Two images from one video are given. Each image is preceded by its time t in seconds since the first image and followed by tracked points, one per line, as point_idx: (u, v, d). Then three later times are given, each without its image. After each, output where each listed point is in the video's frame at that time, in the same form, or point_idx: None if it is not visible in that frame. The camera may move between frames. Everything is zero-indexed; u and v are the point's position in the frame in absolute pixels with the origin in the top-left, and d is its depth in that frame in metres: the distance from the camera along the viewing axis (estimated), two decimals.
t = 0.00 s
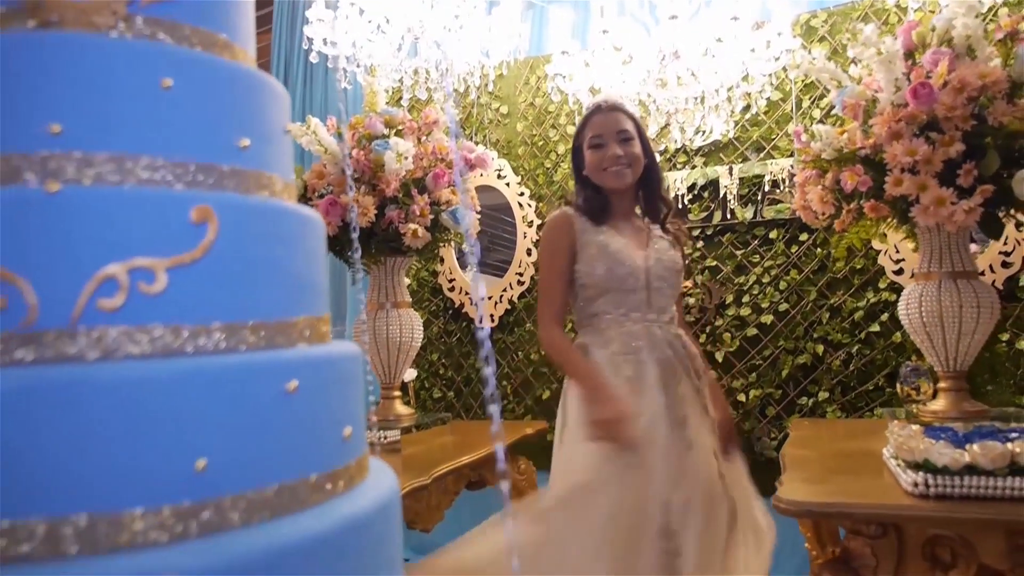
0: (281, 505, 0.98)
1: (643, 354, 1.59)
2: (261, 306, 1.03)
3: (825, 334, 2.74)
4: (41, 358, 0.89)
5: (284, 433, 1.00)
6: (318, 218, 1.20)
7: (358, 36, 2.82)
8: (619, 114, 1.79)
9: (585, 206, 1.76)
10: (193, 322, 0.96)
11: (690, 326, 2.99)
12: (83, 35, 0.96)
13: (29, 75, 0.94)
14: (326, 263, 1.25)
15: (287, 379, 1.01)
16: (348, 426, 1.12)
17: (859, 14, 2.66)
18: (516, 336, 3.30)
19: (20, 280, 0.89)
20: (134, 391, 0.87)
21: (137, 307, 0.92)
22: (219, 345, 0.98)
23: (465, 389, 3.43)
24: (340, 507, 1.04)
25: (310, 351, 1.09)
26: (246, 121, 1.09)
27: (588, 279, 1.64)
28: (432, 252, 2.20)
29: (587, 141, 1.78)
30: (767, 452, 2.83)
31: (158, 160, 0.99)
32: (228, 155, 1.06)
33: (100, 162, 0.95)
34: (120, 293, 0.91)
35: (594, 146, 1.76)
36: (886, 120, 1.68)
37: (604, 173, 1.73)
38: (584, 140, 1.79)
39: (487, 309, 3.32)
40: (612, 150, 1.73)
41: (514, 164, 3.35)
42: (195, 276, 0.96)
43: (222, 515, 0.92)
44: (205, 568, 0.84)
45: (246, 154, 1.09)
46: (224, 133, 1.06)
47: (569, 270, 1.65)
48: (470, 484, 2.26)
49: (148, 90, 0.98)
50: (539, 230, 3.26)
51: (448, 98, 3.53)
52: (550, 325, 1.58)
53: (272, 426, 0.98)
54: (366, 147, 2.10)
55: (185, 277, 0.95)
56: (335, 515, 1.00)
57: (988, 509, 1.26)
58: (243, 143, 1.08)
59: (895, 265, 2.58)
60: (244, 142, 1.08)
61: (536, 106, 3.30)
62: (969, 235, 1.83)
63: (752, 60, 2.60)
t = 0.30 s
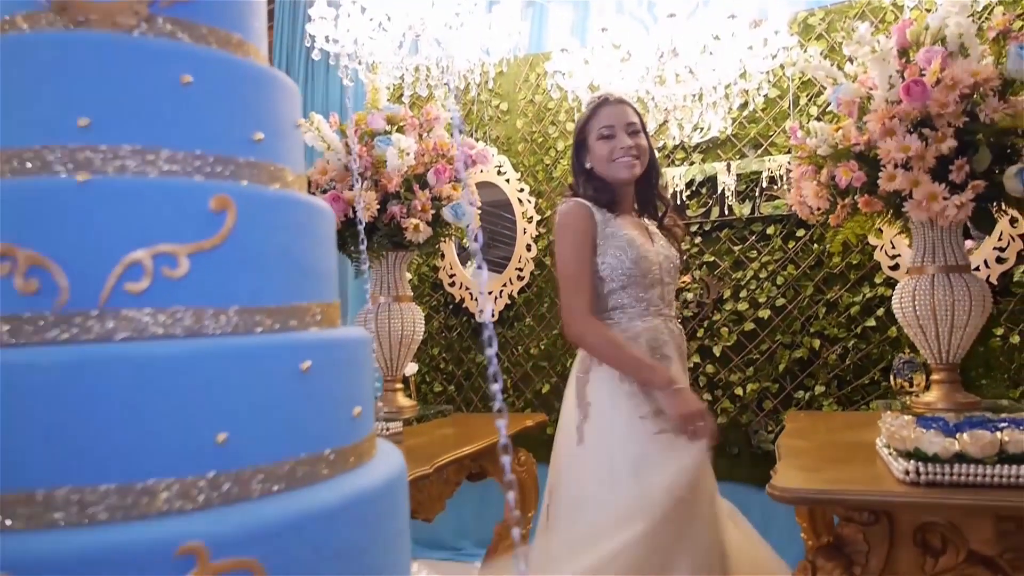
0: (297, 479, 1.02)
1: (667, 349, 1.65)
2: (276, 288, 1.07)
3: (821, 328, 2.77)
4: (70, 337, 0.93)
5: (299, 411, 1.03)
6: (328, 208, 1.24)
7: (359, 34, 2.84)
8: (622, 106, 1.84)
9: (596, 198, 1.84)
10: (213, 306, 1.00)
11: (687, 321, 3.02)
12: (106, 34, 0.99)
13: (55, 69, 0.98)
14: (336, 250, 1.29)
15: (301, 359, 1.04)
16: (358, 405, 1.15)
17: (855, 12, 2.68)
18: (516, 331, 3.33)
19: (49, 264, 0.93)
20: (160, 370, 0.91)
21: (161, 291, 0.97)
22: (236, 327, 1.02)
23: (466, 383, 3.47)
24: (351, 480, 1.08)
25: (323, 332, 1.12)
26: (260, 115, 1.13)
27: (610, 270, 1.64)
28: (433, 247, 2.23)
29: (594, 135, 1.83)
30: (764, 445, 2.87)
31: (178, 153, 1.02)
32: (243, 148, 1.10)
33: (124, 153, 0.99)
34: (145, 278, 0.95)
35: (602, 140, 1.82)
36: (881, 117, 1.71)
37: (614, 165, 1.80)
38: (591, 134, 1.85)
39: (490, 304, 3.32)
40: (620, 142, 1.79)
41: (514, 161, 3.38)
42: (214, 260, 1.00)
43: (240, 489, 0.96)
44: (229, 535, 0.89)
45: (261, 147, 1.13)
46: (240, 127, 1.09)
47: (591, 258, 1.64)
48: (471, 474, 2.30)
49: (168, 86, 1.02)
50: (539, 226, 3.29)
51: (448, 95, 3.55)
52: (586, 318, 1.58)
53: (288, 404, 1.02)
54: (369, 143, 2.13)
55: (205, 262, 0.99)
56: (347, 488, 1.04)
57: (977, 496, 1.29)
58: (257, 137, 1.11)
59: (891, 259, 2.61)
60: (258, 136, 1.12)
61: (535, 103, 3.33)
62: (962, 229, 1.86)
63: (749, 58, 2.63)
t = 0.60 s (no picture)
0: (311, 462, 1.05)
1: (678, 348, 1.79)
2: (289, 279, 1.09)
3: (818, 324, 2.80)
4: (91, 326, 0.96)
5: (312, 399, 1.05)
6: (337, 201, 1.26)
7: (360, 32, 2.85)
8: (626, 105, 1.91)
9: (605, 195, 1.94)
10: (230, 296, 1.03)
11: (685, 317, 3.05)
12: (126, 35, 1.02)
13: (79, 69, 1.01)
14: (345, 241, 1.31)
15: (315, 348, 1.06)
16: (367, 392, 1.17)
17: (852, 11, 2.71)
18: (516, 327, 3.36)
19: (74, 256, 0.95)
20: (181, 358, 0.94)
21: (181, 282, 0.99)
22: (251, 316, 1.04)
23: (466, 378, 3.50)
24: (363, 462, 1.11)
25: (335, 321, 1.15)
26: (273, 113, 1.15)
27: (628, 271, 1.75)
28: (434, 243, 2.25)
29: (600, 133, 1.90)
30: (761, 440, 2.89)
31: (194, 150, 1.05)
32: (256, 146, 1.12)
33: (144, 150, 1.02)
34: (165, 270, 0.98)
35: (608, 138, 1.89)
36: (876, 115, 1.74)
37: (621, 163, 1.88)
38: (596, 131, 1.91)
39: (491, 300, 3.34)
40: (628, 141, 1.87)
41: (513, 158, 3.41)
42: (230, 251, 1.03)
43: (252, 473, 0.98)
44: (247, 513, 0.93)
45: (274, 144, 1.15)
46: (253, 124, 1.12)
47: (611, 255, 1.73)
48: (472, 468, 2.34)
49: (186, 85, 1.05)
50: (538, 223, 3.32)
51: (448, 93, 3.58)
52: (610, 319, 1.68)
53: (303, 392, 1.04)
54: (371, 141, 2.15)
55: (222, 254, 1.02)
56: (361, 470, 1.07)
57: (969, 487, 1.32)
58: (270, 134, 1.14)
59: (886, 256, 2.62)
60: (271, 133, 1.14)
61: (535, 101, 3.36)
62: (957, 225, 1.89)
63: (746, 57, 2.67)
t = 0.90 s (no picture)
0: (328, 446, 1.07)
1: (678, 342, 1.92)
2: (308, 271, 1.12)
3: (812, 320, 2.83)
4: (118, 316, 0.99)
5: (331, 388, 1.08)
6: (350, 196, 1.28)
7: (360, 31, 2.87)
8: (632, 106, 1.97)
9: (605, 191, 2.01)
10: (254, 288, 1.06)
11: (682, 313, 3.08)
12: (153, 39, 1.05)
13: (108, 70, 1.03)
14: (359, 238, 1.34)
15: (333, 337, 1.09)
16: (381, 381, 1.20)
17: (846, 11, 2.74)
18: (513, 323, 3.40)
19: (106, 248, 0.98)
20: (211, 347, 0.97)
21: (207, 274, 1.02)
22: (272, 306, 1.07)
23: (464, 374, 3.54)
24: (378, 447, 1.14)
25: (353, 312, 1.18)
26: (291, 113, 1.18)
27: (641, 265, 1.88)
28: (435, 240, 2.28)
29: (607, 131, 1.95)
30: (756, 434, 2.93)
31: (217, 148, 1.08)
32: (277, 145, 1.15)
33: (170, 149, 1.04)
34: (192, 262, 1.01)
35: (614, 138, 1.94)
36: (869, 114, 1.77)
37: (626, 164, 1.95)
38: (601, 130, 1.96)
39: (485, 297, 3.40)
40: (634, 142, 1.93)
41: (511, 156, 3.44)
42: (254, 244, 1.06)
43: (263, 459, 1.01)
44: (272, 493, 0.95)
45: (292, 142, 1.18)
46: (275, 125, 1.15)
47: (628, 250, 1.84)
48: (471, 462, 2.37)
49: (210, 87, 1.07)
50: (535, 220, 3.36)
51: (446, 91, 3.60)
52: (637, 306, 1.79)
53: (324, 382, 1.07)
54: (372, 138, 2.17)
55: (245, 247, 1.05)
56: (378, 454, 1.10)
57: (959, 476, 1.36)
58: (289, 133, 1.17)
59: (880, 253, 2.66)
60: (289, 132, 1.17)
61: (533, 99, 3.39)
62: (949, 222, 1.92)
63: (743, 56, 2.73)
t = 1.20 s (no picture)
0: (345, 433, 1.10)
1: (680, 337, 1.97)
2: (324, 265, 1.14)
3: (807, 318, 2.86)
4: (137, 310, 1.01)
5: (347, 379, 1.10)
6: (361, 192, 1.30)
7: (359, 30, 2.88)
8: (634, 108, 2.01)
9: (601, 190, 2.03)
10: (273, 283, 1.08)
11: (678, 311, 3.11)
12: (177, 43, 1.08)
13: (135, 72, 1.06)
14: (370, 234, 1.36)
15: (349, 329, 1.11)
16: (393, 371, 1.23)
17: (842, 12, 2.77)
18: (511, 321, 3.42)
19: (133, 243, 1.01)
20: (239, 340, 1.00)
21: (230, 268, 1.05)
22: (291, 299, 1.10)
23: (462, 372, 3.57)
24: (393, 435, 1.16)
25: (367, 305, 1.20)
26: (307, 113, 1.20)
27: (645, 261, 1.91)
28: (434, 238, 2.30)
29: (608, 131, 1.98)
30: (752, 431, 2.96)
31: (237, 147, 1.11)
32: (293, 143, 1.17)
33: (194, 147, 1.08)
34: (216, 257, 1.03)
35: (616, 138, 1.98)
36: (864, 114, 1.80)
37: (626, 164, 1.98)
38: (603, 129, 1.99)
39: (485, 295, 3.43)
40: (634, 143, 1.96)
41: (509, 155, 3.46)
42: (274, 240, 1.08)
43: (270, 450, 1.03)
44: (295, 477, 0.98)
45: (307, 141, 1.20)
46: (291, 124, 1.17)
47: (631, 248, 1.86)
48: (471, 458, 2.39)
49: (230, 88, 1.10)
50: (533, 219, 3.38)
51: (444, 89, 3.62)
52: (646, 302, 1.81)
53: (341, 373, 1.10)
54: (372, 138, 2.19)
55: (266, 243, 1.07)
56: (395, 441, 1.13)
57: (951, 470, 1.38)
58: (305, 132, 1.19)
59: (874, 252, 2.67)
60: (305, 131, 1.19)
61: (530, 98, 3.41)
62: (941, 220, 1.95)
63: (739, 56, 2.77)
